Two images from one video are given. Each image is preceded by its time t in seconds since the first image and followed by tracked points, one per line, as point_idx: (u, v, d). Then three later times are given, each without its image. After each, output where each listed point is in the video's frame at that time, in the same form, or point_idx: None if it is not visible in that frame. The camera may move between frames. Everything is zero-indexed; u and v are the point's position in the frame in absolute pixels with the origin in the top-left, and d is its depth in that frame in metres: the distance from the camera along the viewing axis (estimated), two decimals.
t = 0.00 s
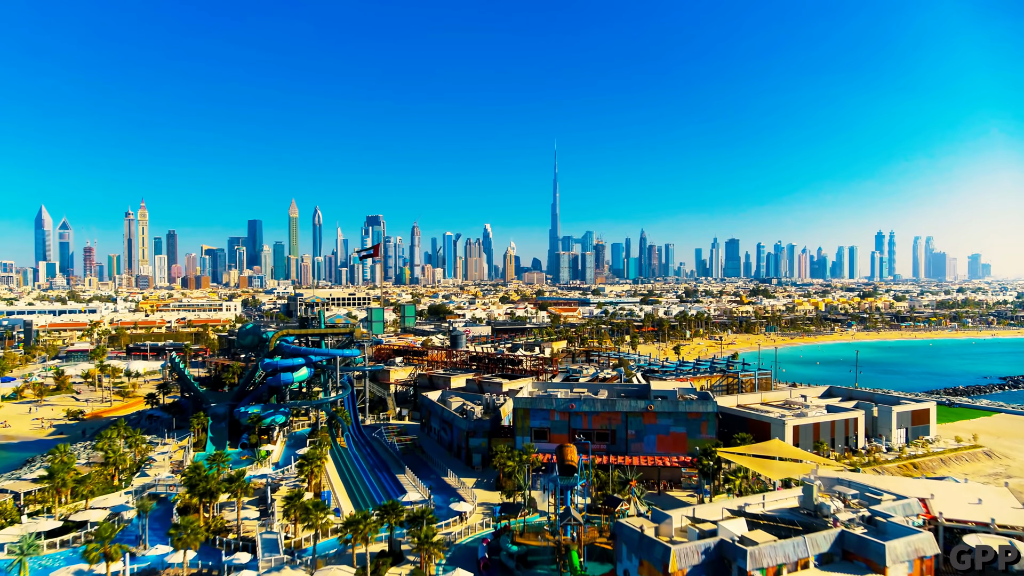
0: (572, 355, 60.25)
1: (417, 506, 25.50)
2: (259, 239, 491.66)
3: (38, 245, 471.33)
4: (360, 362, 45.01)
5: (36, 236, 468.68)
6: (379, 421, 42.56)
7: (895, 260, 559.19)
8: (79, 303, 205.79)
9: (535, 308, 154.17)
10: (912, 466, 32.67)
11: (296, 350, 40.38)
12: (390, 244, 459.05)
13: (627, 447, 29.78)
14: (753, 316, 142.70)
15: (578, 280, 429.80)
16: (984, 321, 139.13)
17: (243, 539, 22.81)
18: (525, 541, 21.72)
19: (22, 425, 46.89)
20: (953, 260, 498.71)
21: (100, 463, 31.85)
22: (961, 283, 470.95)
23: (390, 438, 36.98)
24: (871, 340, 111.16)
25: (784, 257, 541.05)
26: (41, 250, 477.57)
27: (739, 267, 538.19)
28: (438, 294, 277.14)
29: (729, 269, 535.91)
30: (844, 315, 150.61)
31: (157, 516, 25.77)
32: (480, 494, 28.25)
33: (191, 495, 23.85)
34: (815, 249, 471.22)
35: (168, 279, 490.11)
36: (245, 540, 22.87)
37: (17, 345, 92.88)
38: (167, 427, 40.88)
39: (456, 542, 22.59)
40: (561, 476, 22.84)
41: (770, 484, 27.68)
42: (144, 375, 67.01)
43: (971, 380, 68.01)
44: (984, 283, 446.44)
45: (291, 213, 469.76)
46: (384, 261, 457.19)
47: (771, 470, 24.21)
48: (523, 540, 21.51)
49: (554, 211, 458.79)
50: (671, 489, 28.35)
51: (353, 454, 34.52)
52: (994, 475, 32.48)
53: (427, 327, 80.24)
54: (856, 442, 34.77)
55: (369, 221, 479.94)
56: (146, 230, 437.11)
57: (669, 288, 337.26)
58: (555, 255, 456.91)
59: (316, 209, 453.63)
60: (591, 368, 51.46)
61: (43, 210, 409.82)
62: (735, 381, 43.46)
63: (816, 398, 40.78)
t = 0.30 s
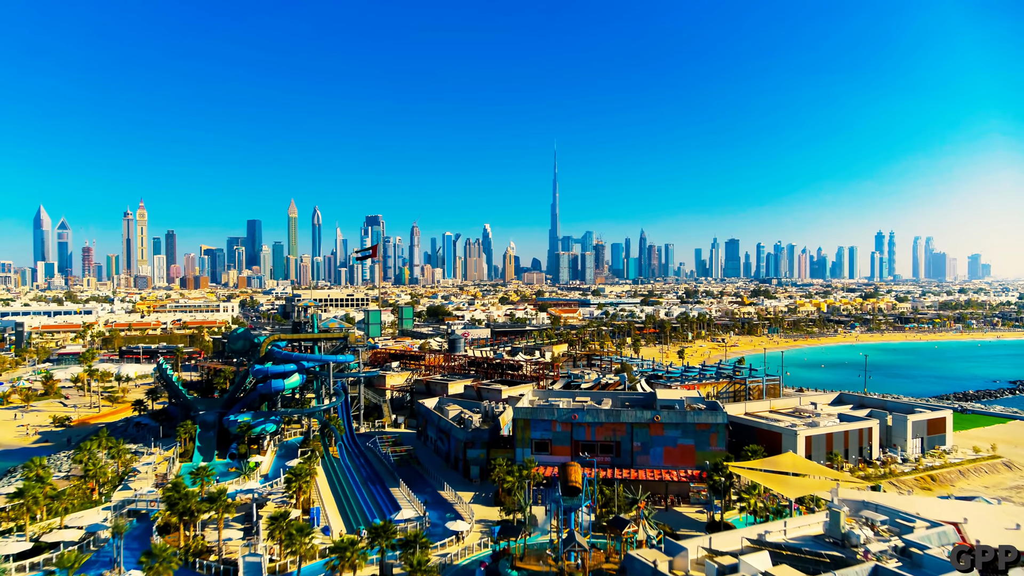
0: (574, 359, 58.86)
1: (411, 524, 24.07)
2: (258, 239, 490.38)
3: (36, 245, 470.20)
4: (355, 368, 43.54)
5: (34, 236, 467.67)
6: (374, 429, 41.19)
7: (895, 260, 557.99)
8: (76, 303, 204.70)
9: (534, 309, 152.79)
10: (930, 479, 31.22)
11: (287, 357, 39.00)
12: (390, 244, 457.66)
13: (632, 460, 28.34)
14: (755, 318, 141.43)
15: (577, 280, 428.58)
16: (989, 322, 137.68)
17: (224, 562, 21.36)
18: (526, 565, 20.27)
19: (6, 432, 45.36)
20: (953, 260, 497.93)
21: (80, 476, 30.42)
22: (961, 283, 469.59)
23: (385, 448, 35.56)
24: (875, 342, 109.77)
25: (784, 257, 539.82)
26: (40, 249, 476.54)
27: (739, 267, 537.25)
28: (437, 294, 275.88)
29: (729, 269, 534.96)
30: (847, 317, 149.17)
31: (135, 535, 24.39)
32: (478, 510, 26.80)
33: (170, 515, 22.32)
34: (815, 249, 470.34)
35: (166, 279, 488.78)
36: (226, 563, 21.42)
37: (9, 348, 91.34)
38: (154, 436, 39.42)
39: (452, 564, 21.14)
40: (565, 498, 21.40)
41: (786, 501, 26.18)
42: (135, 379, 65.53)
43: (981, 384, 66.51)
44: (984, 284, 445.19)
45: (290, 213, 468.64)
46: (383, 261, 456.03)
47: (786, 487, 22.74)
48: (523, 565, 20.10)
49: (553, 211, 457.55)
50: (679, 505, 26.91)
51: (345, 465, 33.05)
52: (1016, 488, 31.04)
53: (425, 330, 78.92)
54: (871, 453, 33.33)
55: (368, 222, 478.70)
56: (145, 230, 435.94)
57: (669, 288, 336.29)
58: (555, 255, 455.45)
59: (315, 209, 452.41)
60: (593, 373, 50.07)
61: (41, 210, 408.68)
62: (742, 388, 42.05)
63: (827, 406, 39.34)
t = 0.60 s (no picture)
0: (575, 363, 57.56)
1: (404, 543, 22.74)
2: (257, 240, 489.23)
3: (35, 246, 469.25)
4: (350, 374, 42.21)
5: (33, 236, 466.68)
6: (369, 437, 39.91)
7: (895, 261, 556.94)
8: (73, 304, 203.53)
9: (534, 311, 151.64)
10: (947, 491, 29.95)
11: (279, 362, 37.75)
12: (389, 245, 456.30)
13: (637, 472, 27.06)
14: (757, 319, 140.06)
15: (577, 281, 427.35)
16: (992, 324, 136.48)
17: None
18: None
19: None
20: (954, 261, 496.70)
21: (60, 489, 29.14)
22: (962, 284, 468.43)
23: (379, 458, 34.27)
24: (879, 343, 108.52)
25: (784, 257, 538.76)
26: (39, 249, 475.42)
27: (739, 267, 535.96)
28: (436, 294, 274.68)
29: (729, 269, 533.76)
30: (850, 318, 147.95)
31: (115, 554, 23.10)
32: (475, 526, 25.53)
33: (149, 534, 20.86)
34: (816, 249, 468.98)
35: (165, 279, 487.72)
36: None
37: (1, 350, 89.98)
38: (141, 444, 38.20)
39: None
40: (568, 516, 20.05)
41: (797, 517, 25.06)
42: (127, 383, 64.11)
43: (990, 389, 65.17)
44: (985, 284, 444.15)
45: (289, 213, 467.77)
46: (382, 261, 454.62)
47: (804, 506, 21.77)
48: None
49: (553, 211, 456.22)
50: (686, 519, 25.65)
51: (338, 476, 31.78)
52: None
53: (424, 332, 77.64)
54: (884, 464, 32.07)
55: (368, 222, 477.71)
56: (143, 230, 434.91)
57: (669, 287, 334.32)
58: (554, 255, 454.29)
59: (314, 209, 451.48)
60: (594, 377, 48.79)
61: (40, 210, 408.05)
62: (748, 394, 40.82)
63: (836, 413, 38.07)
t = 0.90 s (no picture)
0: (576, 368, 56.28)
1: (398, 563, 21.47)
2: (256, 240, 488.93)
3: (34, 246, 468.84)
4: (344, 380, 40.91)
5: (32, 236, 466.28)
6: (365, 444, 38.66)
7: (895, 261, 556.04)
8: (70, 305, 202.07)
9: (534, 311, 150.52)
10: (966, 504, 28.77)
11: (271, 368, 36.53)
12: (388, 245, 455.42)
13: (643, 486, 25.82)
14: (759, 320, 138.91)
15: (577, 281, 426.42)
16: (996, 325, 135.39)
17: None
18: None
19: None
20: (954, 261, 495.54)
21: (38, 503, 27.87)
22: (962, 284, 467.49)
23: (374, 468, 33.02)
24: (883, 345, 107.44)
25: (785, 257, 537.83)
26: (37, 249, 474.13)
27: (739, 267, 534.82)
28: (435, 295, 273.64)
29: (729, 269, 532.56)
30: (853, 319, 146.77)
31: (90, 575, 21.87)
32: (472, 543, 24.29)
33: (125, 558, 19.58)
34: (816, 249, 467.62)
35: (164, 280, 487.19)
36: None
37: None
38: (128, 453, 36.93)
39: None
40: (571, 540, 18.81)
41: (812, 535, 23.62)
42: (119, 387, 62.82)
43: (999, 393, 63.97)
44: (985, 284, 443.46)
45: (289, 213, 467.19)
46: (382, 261, 453.20)
47: (821, 523, 20.58)
48: None
49: (553, 211, 454.84)
50: (695, 536, 24.41)
51: (330, 488, 30.53)
52: None
53: (422, 335, 76.35)
54: (899, 475, 30.78)
55: (367, 222, 476.67)
56: (142, 230, 434.10)
57: (669, 288, 334.53)
58: (554, 256, 453.20)
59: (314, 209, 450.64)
60: (596, 383, 47.54)
61: (39, 211, 407.62)
62: (755, 401, 39.58)
63: (847, 421, 36.83)
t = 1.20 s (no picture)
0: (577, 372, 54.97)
1: None
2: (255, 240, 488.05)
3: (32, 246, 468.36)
4: (338, 386, 39.59)
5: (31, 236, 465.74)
6: (359, 453, 37.37)
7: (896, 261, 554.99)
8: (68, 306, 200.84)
9: (533, 312, 149.38)
10: (986, 518, 27.55)
11: (262, 374, 35.27)
12: (387, 245, 454.12)
13: (649, 501, 24.56)
14: (761, 322, 137.64)
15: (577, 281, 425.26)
16: (1000, 326, 134.23)
17: None
18: None
19: None
20: (954, 261, 494.19)
21: (16, 517, 26.57)
22: (963, 284, 466.31)
23: (367, 479, 31.73)
24: (887, 347, 106.22)
25: (785, 257, 536.68)
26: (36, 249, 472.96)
27: (739, 267, 533.63)
28: (434, 295, 272.48)
29: (729, 269, 531.26)
30: (855, 320, 145.60)
31: None
32: (470, 561, 22.99)
33: None
34: (816, 249, 466.46)
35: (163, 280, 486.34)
36: None
37: None
38: (113, 462, 35.62)
39: None
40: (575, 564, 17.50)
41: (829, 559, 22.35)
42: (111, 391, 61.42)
43: (1009, 398, 62.70)
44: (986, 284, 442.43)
45: (288, 213, 466.33)
46: (381, 262, 451.77)
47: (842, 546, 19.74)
48: None
49: (552, 211, 453.49)
50: (704, 554, 23.11)
51: (322, 501, 29.23)
52: None
53: (421, 337, 75.00)
54: (915, 486, 29.53)
55: (366, 222, 475.57)
56: (141, 230, 433.15)
57: (669, 287, 333.50)
58: (554, 256, 452.05)
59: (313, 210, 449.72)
60: (598, 387, 46.22)
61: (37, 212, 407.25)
62: (763, 408, 38.30)
63: (859, 429, 35.55)
